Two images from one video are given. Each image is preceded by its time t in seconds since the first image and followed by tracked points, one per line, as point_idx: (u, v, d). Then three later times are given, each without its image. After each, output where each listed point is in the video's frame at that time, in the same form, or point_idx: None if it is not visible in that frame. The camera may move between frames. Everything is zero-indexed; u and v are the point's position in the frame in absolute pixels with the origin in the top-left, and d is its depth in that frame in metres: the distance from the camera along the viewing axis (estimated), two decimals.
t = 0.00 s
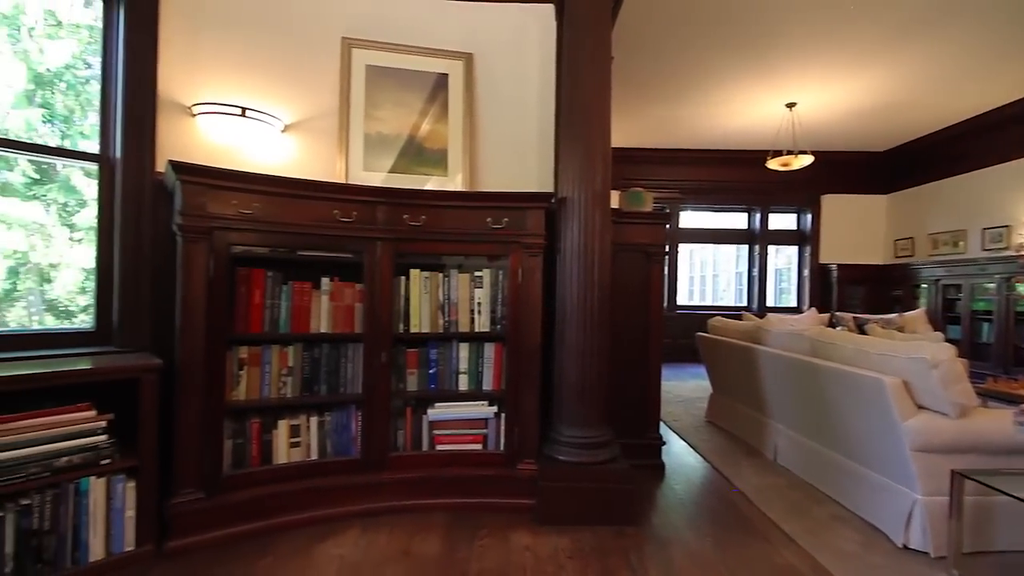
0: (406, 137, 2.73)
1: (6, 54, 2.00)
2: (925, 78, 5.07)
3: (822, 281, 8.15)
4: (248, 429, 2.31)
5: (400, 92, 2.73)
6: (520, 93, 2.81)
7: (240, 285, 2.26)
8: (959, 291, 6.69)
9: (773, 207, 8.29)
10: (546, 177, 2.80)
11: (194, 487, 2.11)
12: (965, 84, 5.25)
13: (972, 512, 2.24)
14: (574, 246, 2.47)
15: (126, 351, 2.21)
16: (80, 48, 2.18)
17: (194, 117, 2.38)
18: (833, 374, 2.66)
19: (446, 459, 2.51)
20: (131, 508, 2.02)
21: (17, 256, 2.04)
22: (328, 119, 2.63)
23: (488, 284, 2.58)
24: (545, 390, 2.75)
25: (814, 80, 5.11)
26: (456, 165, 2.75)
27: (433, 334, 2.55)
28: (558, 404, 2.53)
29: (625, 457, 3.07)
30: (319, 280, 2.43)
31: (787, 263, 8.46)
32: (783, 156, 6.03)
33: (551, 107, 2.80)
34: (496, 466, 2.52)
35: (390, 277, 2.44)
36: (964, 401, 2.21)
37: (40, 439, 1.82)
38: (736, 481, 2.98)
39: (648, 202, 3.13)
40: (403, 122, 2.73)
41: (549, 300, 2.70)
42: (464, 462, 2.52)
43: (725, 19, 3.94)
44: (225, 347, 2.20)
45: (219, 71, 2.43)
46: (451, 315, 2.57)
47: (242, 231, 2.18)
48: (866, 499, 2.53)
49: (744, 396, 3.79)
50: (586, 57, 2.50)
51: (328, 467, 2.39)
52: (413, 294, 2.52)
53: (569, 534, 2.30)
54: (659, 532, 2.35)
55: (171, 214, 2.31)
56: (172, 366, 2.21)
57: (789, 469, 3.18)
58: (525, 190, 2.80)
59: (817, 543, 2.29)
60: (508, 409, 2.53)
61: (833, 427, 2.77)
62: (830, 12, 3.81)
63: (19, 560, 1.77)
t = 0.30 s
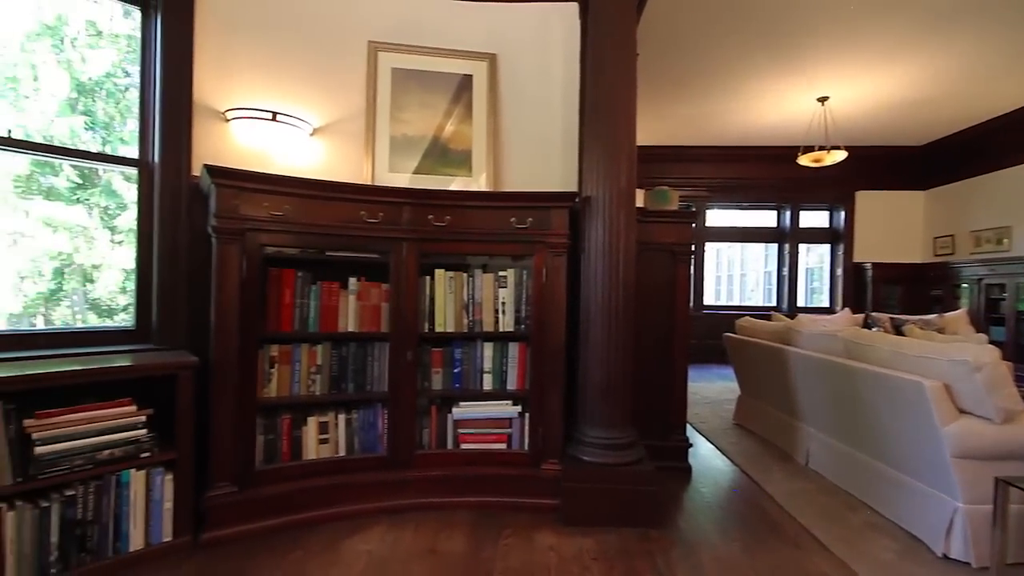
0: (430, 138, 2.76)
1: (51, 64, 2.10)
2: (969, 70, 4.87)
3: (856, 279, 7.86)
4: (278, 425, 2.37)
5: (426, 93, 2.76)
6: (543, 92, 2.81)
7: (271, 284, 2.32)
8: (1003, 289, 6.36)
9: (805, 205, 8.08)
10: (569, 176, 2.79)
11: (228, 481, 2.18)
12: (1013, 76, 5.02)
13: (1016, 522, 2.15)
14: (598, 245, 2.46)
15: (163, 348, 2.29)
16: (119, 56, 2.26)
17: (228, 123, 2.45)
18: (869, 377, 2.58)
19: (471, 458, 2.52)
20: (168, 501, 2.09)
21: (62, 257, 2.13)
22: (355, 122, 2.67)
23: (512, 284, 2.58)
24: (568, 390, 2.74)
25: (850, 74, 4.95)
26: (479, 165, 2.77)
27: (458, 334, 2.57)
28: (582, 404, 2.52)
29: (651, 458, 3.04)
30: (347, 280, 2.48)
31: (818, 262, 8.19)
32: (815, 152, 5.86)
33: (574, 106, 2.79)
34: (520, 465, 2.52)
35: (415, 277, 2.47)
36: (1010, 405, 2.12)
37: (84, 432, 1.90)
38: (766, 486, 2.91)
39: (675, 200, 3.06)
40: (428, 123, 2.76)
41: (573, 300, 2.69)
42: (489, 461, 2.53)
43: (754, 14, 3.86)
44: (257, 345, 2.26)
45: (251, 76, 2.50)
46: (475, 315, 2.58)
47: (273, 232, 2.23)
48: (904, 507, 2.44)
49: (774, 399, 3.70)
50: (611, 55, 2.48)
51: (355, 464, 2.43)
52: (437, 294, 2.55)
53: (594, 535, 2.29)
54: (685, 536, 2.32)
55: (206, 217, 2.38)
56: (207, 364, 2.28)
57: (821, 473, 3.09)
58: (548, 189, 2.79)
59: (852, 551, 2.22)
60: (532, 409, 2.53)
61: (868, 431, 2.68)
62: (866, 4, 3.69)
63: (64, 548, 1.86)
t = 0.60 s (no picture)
0: (451, 138, 2.78)
1: (87, 72, 2.18)
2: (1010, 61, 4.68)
3: (888, 279, 7.63)
4: (304, 422, 2.42)
5: (447, 94, 2.78)
6: (564, 91, 2.80)
7: (297, 284, 2.37)
8: None
9: (833, 202, 7.89)
10: (590, 175, 2.78)
11: (256, 475, 2.24)
12: None
13: None
14: (620, 245, 2.44)
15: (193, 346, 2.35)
16: (152, 64, 2.34)
17: (255, 126, 2.50)
18: (902, 379, 2.50)
19: (491, 457, 2.53)
20: (199, 494, 2.15)
21: (98, 258, 2.22)
22: (377, 123, 2.70)
23: (533, 283, 2.58)
24: (589, 390, 2.72)
25: (882, 67, 4.81)
26: (500, 165, 2.77)
27: (479, 333, 2.58)
28: (604, 405, 2.50)
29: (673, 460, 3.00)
30: (370, 280, 2.51)
31: (846, 261, 8.00)
32: (844, 148, 5.70)
33: (595, 105, 2.77)
34: (541, 465, 2.52)
35: (437, 276, 2.49)
36: None
37: (120, 427, 1.97)
38: (793, 490, 2.85)
39: (698, 199, 3.03)
40: (449, 124, 2.78)
41: (594, 300, 2.68)
42: (510, 460, 2.53)
43: (782, 7, 3.77)
44: (283, 344, 2.31)
45: (277, 80, 2.55)
46: (496, 314, 2.59)
47: (298, 233, 2.28)
48: (938, 513, 2.36)
49: (801, 401, 3.62)
50: (632, 52, 2.46)
51: (377, 462, 2.46)
52: (459, 294, 2.56)
53: (616, 536, 2.27)
54: (709, 539, 2.28)
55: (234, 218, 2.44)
56: (235, 362, 2.34)
57: (851, 478, 3.01)
58: (569, 188, 2.78)
59: (883, 558, 2.15)
60: (553, 409, 2.52)
61: (900, 435, 2.60)
62: None
63: (100, 540, 1.92)
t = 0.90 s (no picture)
0: (474, 139, 2.79)
1: (124, 79, 2.27)
2: None
3: (924, 278, 7.37)
4: (330, 420, 2.46)
5: (469, 95, 2.80)
6: (586, 90, 2.78)
7: (324, 284, 2.41)
8: None
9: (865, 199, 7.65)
10: (613, 174, 2.76)
11: (284, 471, 2.29)
12: None
13: None
14: (643, 244, 2.41)
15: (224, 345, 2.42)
16: (184, 71, 2.42)
17: (283, 130, 2.56)
18: (939, 382, 2.41)
19: (514, 457, 2.54)
20: (230, 488, 2.21)
21: (135, 259, 2.30)
22: (401, 125, 2.73)
23: (555, 283, 2.58)
24: (612, 391, 2.70)
25: (919, 59, 4.64)
26: (522, 165, 2.77)
27: (502, 333, 2.59)
28: (627, 406, 2.48)
29: (699, 462, 2.95)
30: (394, 280, 2.54)
31: (880, 260, 7.75)
32: (878, 143, 5.52)
33: (618, 103, 2.75)
34: (564, 465, 2.51)
35: (460, 276, 2.50)
36: None
37: (155, 422, 2.04)
38: (824, 495, 2.77)
39: (724, 197, 2.98)
40: (471, 125, 2.79)
41: (618, 300, 2.66)
42: (533, 460, 2.53)
43: None
44: (310, 343, 2.36)
45: (305, 84, 2.60)
46: (519, 314, 2.60)
47: (325, 234, 2.32)
48: (978, 522, 2.26)
49: (832, 404, 3.52)
50: (655, 49, 2.43)
51: (401, 459, 2.49)
52: (482, 294, 2.57)
53: (639, 538, 2.25)
54: (735, 543, 2.24)
55: (263, 220, 2.51)
56: (264, 360, 2.40)
57: (884, 484, 2.92)
58: (592, 188, 2.77)
59: (919, 568, 2.08)
60: (576, 409, 2.51)
61: (937, 440, 2.51)
62: None
63: (137, 531, 2.00)
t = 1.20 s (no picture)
0: (496, 139, 2.80)
1: (157, 86, 2.34)
2: None
3: (962, 278, 7.11)
4: (355, 417, 2.50)
5: (491, 96, 2.80)
6: (608, 88, 2.76)
7: (349, 284, 2.45)
8: None
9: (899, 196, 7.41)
10: (636, 173, 2.73)
11: (310, 467, 2.34)
12: None
13: None
14: (667, 243, 2.39)
15: (253, 343, 2.48)
16: (215, 77, 2.49)
17: (310, 133, 2.61)
18: (978, 385, 2.32)
19: (536, 457, 2.54)
20: (259, 483, 2.27)
21: (168, 260, 2.38)
22: (424, 127, 2.76)
23: (577, 283, 2.57)
24: (635, 392, 2.68)
25: (958, 51, 4.45)
26: (544, 164, 2.77)
27: (524, 333, 2.59)
28: (650, 407, 2.45)
29: (724, 465, 2.90)
30: (417, 280, 2.57)
31: (914, 258, 7.49)
32: (912, 138, 5.33)
33: (641, 101, 2.73)
34: (586, 466, 2.50)
35: (482, 276, 2.51)
36: None
37: (188, 418, 2.10)
38: (855, 501, 2.69)
39: (750, 195, 2.94)
40: (493, 125, 2.80)
41: (640, 300, 2.63)
42: (555, 460, 2.53)
43: None
44: (336, 342, 2.40)
45: (331, 88, 2.65)
46: (541, 314, 2.60)
47: (349, 234, 2.36)
48: (1019, 532, 2.17)
49: (864, 408, 3.41)
50: (680, 46, 2.40)
51: (424, 457, 2.51)
52: (504, 294, 2.58)
53: (663, 541, 2.22)
54: (761, 548, 2.19)
55: (290, 222, 2.56)
56: (292, 358, 2.46)
57: (919, 490, 2.82)
58: (614, 186, 2.74)
59: None
60: (598, 410, 2.50)
61: (975, 446, 2.41)
62: None
63: (171, 523, 2.06)
